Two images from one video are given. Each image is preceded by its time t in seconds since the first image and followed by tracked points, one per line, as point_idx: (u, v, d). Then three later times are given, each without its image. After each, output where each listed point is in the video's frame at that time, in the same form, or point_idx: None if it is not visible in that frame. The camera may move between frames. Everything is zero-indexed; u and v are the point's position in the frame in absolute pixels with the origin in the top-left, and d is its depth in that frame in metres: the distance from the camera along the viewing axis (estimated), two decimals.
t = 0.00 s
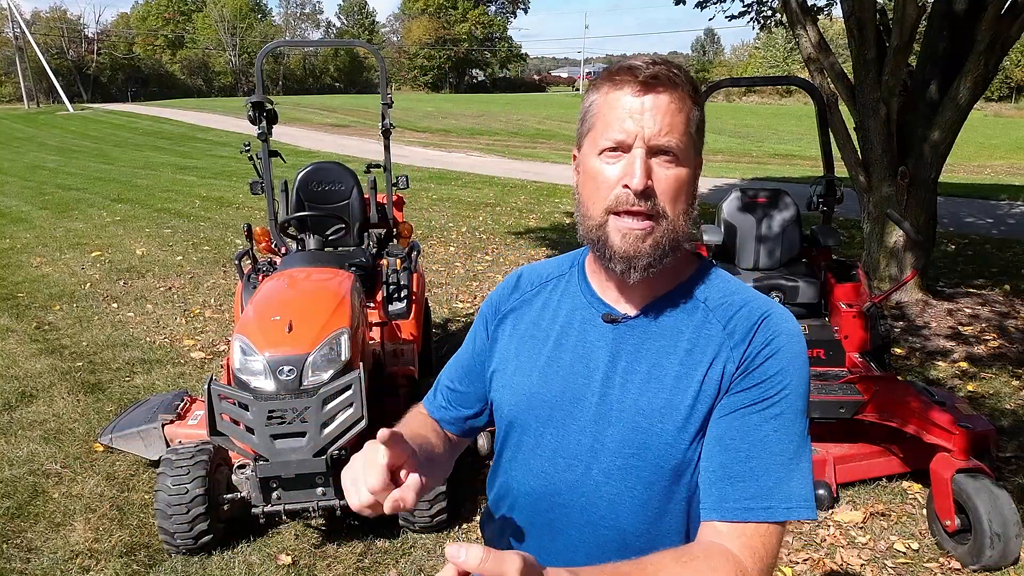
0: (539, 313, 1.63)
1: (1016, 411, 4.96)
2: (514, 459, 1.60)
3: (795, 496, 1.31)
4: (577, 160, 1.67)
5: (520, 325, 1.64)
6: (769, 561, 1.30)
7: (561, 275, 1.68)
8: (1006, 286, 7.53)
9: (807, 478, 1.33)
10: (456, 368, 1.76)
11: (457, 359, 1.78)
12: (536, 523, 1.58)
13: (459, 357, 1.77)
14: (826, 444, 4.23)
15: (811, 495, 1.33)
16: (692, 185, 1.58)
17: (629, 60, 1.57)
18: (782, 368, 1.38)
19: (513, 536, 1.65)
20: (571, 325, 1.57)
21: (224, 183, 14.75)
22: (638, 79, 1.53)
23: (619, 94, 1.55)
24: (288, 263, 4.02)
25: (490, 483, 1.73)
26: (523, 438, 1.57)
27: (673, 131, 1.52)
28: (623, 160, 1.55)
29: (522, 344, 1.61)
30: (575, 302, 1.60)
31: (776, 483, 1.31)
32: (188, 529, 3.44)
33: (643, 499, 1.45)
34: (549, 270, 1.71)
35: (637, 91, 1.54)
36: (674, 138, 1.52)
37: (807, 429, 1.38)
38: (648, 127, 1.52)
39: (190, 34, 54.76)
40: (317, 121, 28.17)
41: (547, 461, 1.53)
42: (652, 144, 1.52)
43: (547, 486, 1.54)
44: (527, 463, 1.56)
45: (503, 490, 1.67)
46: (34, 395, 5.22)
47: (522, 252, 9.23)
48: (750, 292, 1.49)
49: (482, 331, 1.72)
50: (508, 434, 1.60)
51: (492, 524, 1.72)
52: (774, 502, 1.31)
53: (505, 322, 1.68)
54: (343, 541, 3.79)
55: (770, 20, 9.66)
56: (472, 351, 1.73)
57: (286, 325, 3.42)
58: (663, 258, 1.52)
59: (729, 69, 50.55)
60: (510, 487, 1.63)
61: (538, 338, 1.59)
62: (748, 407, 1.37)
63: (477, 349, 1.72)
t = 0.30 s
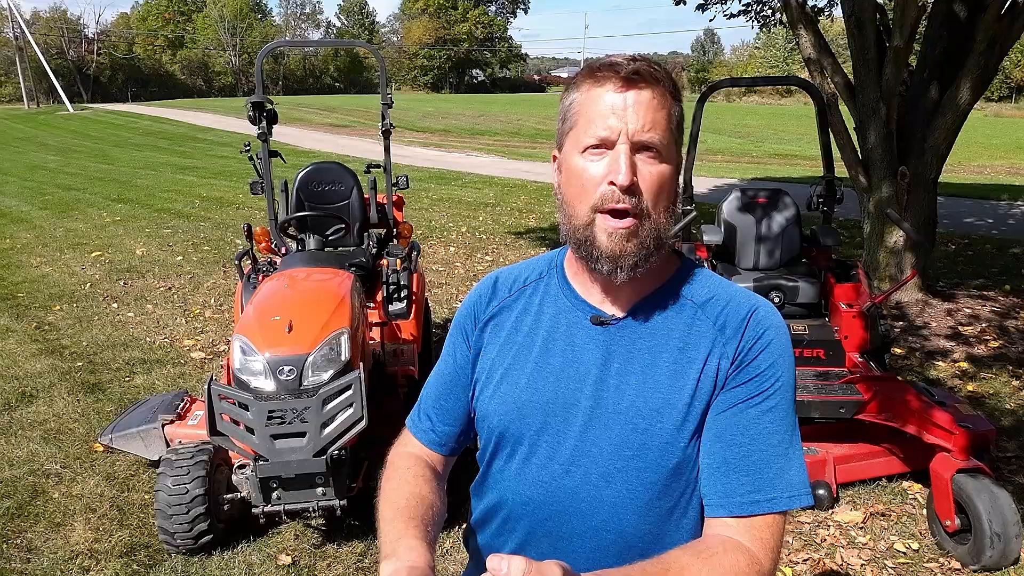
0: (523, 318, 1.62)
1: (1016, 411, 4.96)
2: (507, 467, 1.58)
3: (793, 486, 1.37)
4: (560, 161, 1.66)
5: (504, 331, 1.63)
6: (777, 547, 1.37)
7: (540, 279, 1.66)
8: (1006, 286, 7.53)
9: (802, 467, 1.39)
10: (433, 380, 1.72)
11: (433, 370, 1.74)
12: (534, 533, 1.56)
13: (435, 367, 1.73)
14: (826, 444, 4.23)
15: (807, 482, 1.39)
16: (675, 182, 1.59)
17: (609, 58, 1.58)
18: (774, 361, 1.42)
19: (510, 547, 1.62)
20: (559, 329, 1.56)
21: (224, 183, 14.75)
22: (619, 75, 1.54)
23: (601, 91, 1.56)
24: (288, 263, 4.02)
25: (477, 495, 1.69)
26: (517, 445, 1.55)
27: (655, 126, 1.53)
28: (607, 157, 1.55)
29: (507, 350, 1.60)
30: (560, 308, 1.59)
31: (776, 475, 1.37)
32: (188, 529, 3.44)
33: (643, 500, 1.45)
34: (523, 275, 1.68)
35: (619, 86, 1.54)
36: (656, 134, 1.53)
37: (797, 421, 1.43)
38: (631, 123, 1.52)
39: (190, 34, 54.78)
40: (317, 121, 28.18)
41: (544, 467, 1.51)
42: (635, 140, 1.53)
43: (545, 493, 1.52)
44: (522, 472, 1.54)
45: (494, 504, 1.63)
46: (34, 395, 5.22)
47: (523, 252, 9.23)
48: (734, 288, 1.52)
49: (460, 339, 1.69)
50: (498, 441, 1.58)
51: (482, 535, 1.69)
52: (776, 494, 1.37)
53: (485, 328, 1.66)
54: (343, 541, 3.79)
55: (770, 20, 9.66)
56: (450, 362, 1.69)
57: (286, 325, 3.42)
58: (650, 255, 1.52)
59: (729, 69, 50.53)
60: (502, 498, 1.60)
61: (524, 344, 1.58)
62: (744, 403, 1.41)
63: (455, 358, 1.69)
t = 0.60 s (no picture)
0: (515, 321, 1.61)
1: (1017, 411, 4.96)
2: (499, 470, 1.58)
3: (783, 494, 1.38)
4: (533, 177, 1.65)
5: (497, 333, 1.62)
6: (768, 556, 1.39)
7: (532, 278, 1.65)
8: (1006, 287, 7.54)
9: (795, 477, 1.39)
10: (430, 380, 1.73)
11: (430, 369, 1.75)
12: (523, 537, 1.56)
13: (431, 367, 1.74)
14: (826, 444, 4.24)
15: (798, 492, 1.39)
16: (640, 203, 1.51)
17: (558, 84, 1.51)
18: (767, 370, 1.40)
19: (499, 550, 1.62)
20: (550, 332, 1.56)
21: (224, 183, 14.75)
22: (564, 105, 1.48)
23: (548, 126, 1.52)
24: (289, 263, 4.02)
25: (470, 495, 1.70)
26: (507, 449, 1.55)
27: (603, 158, 1.46)
28: (558, 191, 1.52)
29: (498, 353, 1.59)
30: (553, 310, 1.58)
31: (768, 485, 1.38)
32: (188, 529, 3.44)
33: (632, 505, 1.45)
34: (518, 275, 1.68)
35: (564, 121, 1.48)
36: (604, 167, 1.47)
37: (791, 430, 1.42)
38: (578, 157, 1.47)
39: (190, 34, 54.79)
40: (317, 121, 28.18)
41: (535, 472, 1.52)
42: (583, 173, 1.48)
43: (534, 497, 1.53)
44: (513, 477, 1.55)
45: (485, 505, 1.64)
46: (34, 395, 5.22)
47: (522, 252, 9.23)
48: (726, 292, 1.49)
49: (456, 338, 1.69)
50: (490, 444, 1.58)
51: (473, 536, 1.70)
52: (767, 503, 1.38)
53: (479, 330, 1.66)
54: (343, 541, 3.79)
55: (770, 20, 9.66)
56: (446, 363, 1.70)
57: (286, 326, 3.42)
58: (611, 281, 1.50)
59: (729, 69, 50.52)
60: (493, 502, 1.61)
61: (515, 347, 1.58)
62: (735, 412, 1.39)
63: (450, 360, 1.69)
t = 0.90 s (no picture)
0: (518, 321, 1.62)
1: (1017, 411, 4.96)
2: (495, 468, 1.60)
3: (768, 518, 1.31)
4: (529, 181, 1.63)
5: (500, 333, 1.64)
6: None
7: (539, 279, 1.67)
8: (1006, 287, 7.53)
9: (788, 503, 1.32)
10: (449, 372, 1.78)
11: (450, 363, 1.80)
12: (513, 534, 1.58)
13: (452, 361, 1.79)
14: (826, 444, 4.24)
15: (790, 519, 1.31)
16: (635, 210, 1.46)
17: (552, 88, 1.48)
18: (759, 390, 1.33)
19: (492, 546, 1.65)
20: (546, 334, 1.56)
21: (224, 183, 14.75)
22: (555, 107, 1.45)
23: (540, 130, 1.48)
24: (289, 263, 4.02)
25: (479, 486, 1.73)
26: (501, 446, 1.57)
27: (596, 161, 1.42)
28: (550, 197, 1.49)
29: (498, 351, 1.61)
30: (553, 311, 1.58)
31: (753, 509, 1.31)
32: (188, 529, 3.44)
33: (616, 513, 1.43)
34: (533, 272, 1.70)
35: (556, 126, 1.45)
36: (597, 168, 1.42)
37: (787, 455, 1.33)
38: (568, 161, 1.44)
39: (190, 34, 54.80)
40: (317, 121, 28.18)
41: (524, 473, 1.53)
42: (575, 178, 1.44)
43: (524, 497, 1.54)
44: (505, 475, 1.57)
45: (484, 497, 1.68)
46: (35, 395, 5.22)
47: (522, 252, 9.24)
48: (724, 307, 1.42)
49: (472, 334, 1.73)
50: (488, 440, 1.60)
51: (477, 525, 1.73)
52: (752, 529, 1.31)
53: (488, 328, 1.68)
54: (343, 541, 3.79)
55: (770, 20, 9.66)
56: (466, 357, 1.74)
57: (286, 326, 3.42)
58: (604, 291, 1.46)
59: (729, 69, 50.52)
60: (489, 496, 1.64)
61: (514, 347, 1.58)
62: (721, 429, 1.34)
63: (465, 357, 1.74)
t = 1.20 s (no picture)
0: (523, 316, 1.65)
1: (1017, 411, 4.96)
2: (495, 464, 1.61)
3: (760, 520, 1.26)
4: (562, 157, 1.66)
5: (505, 329, 1.66)
6: None
7: (549, 278, 1.71)
8: (1006, 286, 7.53)
9: (780, 504, 1.27)
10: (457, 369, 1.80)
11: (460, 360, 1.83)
12: (510, 530, 1.59)
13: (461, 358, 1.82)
14: (826, 444, 4.24)
15: (783, 523, 1.27)
16: (679, 188, 1.55)
17: (618, 57, 1.56)
18: (753, 387, 1.31)
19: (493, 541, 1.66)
20: (550, 328, 1.57)
21: (224, 183, 14.74)
22: (625, 76, 1.52)
23: (606, 90, 1.54)
24: (289, 263, 4.02)
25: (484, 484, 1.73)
26: (502, 442, 1.58)
27: (660, 130, 1.50)
28: (606, 161, 1.53)
29: (504, 348, 1.62)
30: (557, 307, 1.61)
31: (743, 509, 1.27)
32: (188, 529, 3.44)
33: (609, 510, 1.43)
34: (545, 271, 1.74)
35: (624, 86, 1.52)
36: (660, 136, 1.50)
37: (783, 454, 1.29)
38: (633, 125, 1.50)
39: (190, 34, 54.80)
40: (317, 121, 28.18)
41: (521, 468, 1.54)
42: (637, 142, 1.50)
43: (520, 492, 1.54)
44: (504, 470, 1.58)
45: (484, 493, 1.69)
46: (35, 395, 5.22)
47: (522, 252, 9.23)
48: (729, 307, 1.42)
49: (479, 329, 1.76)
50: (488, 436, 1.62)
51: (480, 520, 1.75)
52: (741, 531, 1.27)
53: (495, 324, 1.70)
54: (343, 541, 3.79)
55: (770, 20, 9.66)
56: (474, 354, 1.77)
57: (286, 325, 3.41)
58: (644, 263, 1.50)
59: (729, 69, 50.50)
60: (490, 493, 1.64)
61: (520, 343, 1.60)
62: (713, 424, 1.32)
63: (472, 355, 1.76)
